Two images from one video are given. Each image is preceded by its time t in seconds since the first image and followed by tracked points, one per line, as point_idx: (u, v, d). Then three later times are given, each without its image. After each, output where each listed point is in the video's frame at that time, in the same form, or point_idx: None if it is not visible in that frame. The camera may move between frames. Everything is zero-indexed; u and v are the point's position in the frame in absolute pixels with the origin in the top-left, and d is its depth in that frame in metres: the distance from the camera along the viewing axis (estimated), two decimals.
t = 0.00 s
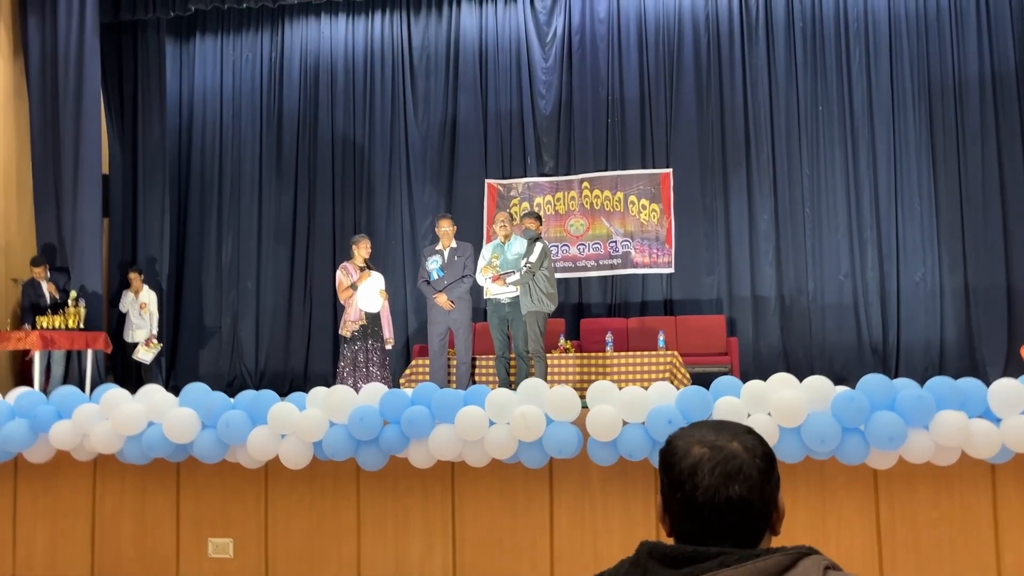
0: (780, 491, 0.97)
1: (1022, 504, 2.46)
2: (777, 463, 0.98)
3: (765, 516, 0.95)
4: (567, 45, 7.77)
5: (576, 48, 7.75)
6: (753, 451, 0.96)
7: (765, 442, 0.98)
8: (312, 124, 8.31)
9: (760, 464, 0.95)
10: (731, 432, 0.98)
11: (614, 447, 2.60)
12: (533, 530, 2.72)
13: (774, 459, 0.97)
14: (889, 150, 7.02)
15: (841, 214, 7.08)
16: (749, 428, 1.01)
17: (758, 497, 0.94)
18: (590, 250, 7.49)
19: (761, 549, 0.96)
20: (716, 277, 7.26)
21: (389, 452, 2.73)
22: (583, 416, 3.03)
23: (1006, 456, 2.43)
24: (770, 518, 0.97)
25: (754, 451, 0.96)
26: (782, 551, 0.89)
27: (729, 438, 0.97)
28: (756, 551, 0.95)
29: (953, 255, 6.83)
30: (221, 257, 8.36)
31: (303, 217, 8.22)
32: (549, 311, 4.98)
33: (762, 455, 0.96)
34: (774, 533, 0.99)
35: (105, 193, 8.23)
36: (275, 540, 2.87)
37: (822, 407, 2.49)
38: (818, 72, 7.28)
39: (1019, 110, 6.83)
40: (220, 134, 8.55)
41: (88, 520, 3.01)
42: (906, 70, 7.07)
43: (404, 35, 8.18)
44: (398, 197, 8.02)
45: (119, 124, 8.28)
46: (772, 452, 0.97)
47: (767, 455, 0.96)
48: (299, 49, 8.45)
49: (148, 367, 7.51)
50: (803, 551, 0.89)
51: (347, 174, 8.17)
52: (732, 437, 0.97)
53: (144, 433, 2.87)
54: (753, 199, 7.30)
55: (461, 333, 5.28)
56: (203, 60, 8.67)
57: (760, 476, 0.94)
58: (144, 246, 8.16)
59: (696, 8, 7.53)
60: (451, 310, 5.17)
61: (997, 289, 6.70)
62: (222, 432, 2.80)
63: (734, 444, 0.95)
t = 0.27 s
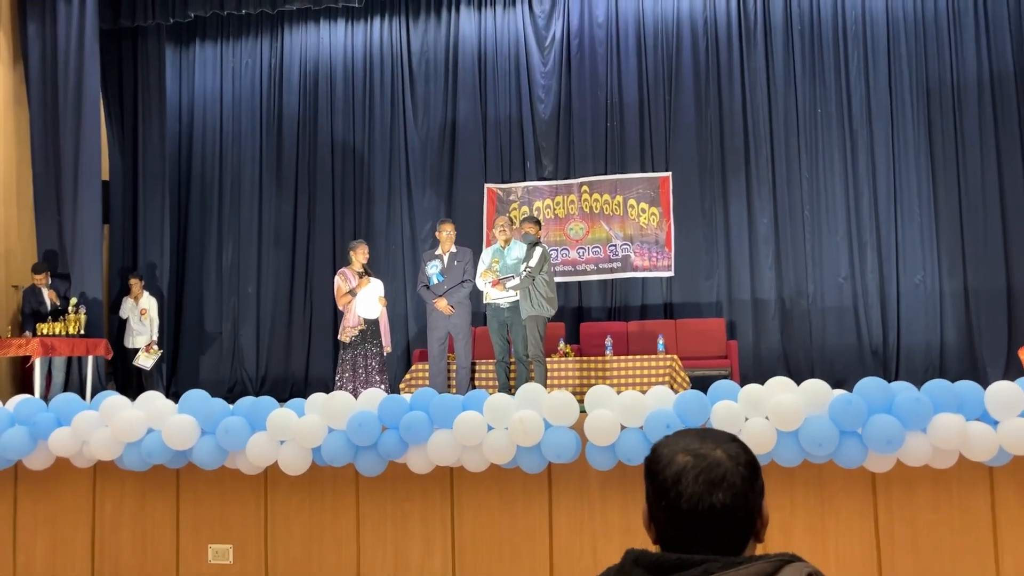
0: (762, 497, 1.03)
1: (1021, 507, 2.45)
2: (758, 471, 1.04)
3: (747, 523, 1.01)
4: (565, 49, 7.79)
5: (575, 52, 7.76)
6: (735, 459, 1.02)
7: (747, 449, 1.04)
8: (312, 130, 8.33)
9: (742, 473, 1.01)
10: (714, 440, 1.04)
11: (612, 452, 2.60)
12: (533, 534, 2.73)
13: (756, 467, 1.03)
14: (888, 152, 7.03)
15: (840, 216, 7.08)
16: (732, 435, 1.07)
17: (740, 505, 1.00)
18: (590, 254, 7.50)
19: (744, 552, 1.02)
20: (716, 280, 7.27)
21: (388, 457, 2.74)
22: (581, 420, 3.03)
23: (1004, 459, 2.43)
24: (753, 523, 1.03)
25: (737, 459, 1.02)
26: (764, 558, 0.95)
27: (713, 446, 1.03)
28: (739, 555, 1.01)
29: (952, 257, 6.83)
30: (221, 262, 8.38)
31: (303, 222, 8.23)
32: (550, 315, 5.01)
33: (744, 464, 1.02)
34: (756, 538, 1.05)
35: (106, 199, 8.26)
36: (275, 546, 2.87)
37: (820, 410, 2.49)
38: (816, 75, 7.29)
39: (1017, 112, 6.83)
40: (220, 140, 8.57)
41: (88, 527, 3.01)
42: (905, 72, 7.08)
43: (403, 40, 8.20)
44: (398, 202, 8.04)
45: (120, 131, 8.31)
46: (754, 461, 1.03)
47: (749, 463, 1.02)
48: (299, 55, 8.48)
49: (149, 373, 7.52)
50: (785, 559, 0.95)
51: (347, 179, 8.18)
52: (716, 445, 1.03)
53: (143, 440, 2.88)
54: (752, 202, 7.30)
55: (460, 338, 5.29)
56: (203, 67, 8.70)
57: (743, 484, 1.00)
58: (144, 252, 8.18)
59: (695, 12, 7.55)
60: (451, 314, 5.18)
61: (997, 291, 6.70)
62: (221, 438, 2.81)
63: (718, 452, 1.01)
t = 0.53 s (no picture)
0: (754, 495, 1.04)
1: (1018, 507, 2.45)
2: (750, 470, 1.04)
3: (740, 522, 1.02)
4: (562, 51, 7.80)
5: (571, 54, 7.78)
6: (727, 457, 1.02)
7: (738, 448, 1.04)
8: (309, 133, 8.33)
9: (734, 472, 1.01)
10: (706, 439, 1.05)
11: (609, 453, 2.60)
12: (531, 536, 2.72)
13: (747, 465, 1.04)
14: (884, 152, 7.04)
15: (838, 217, 7.09)
16: (724, 434, 1.07)
17: (731, 503, 1.00)
18: (588, 256, 7.50)
19: (737, 551, 1.03)
20: (714, 281, 7.27)
21: (385, 460, 2.74)
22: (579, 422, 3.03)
23: (1001, 458, 2.43)
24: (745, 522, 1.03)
25: (728, 458, 1.02)
26: (756, 557, 0.95)
27: (704, 445, 1.04)
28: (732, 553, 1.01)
29: (949, 257, 6.84)
30: (219, 266, 8.38)
31: (301, 225, 8.23)
32: (548, 317, 5.02)
33: (735, 462, 1.02)
34: (750, 538, 1.06)
35: (104, 203, 8.26)
36: (272, 549, 2.86)
37: (817, 411, 2.50)
38: (813, 76, 7.30)
39: (1014, 112, 6.84)
40: (217, 143, 8.57)
41: (86, 530, 3.00)
42: (901, 73, 7.09)
43: (400, 43, 8.21)
44: (396, 204, 8.04)
45: (117, 135, 8.31)
46: (746, 459, 1.03)
47: (740, 462, 1.03)
48: (296, 58, 8.48)
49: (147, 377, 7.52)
50: (777, 557, 0.95)
51: (345, 182, 8.19)
52: (706, 444, 1.04)
53: (140, 444, 2.88)
54: (750, 204, 7.31)
55: (458, 340, 5.28)
56: (200, 70, 8.70)
57: (734, 482, 1.01)
58: (142, 256, 8.17)
59: (691, 14, 7.57)
60: (449, 316, 5.18)
61: (994, 290, 6.71)
62: (219, 442, 2.81)
63: (708, 452, 1.02)
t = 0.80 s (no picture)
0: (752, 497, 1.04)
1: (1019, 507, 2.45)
2: (749, 472, 1.04)
3: (738, 524, 1.01)
4: (561, 53, 7.80)
5: (570, 55, 7.78)
6: (724, 458, 1.02)
7: (736, 449, 1.04)
8: (309, 136, 8.33)
9: (733, 473, 1.01)
10: (703, 441, 1.05)
11: (609, 454, 2.60)
12: (531, 538, 2.72)
13: (746, 467, 1.04)
14: (884, 152, 7.04)
15: (838, 217, 7.08)
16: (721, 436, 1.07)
17: (729, 505, 1.00)
18: (587, 257, 7.50)
19: (736, 553, 1.02)
20: (714, 282, 7.27)
21: (385, 462, 2.73)
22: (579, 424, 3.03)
23: (1001, 458, 2.43)
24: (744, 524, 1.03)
25: (726, 459, 1.02)
26: (755, 559, 0.95)
27: (701, 446, 1.03)
28: (730, 555, 1.01)
29: (949, 257, 6.84)
30: (219, 269, 8.37)
31: (301, 227, 8.23)
32: (547, 319, 5.02)
33: (734, 463, 1.02)
34: (748, 540, 1.05)
35: (103, 207, 8.26)
36: (272, 552, 2.86)
37: (817, 411, 2.49)
38: (812, 76, 7.30)
39: (1013, 112, 6.84)
40: (217, 146, 8.57)
41: (85, 533, 3.00)
42: (900, 73, 7.09)
43: (399, 45, 8.21)
44: (396, 207, 8.04)
45: (116, 138, 8.32)
46: (743, 461, 1.03)
47: (739, 464, 1.02)
48: (295, 61, 8.48)
49: (147, 380, 7.52)
50: (776, 559, 0.95)
51: (344, 185, 8.19)
52: (704, 446, 1.03)
53: (140, 447, 2.87)
54: (749, 204, 7.31)
55: (458, 342, 5.28)
56: (199, 73, 8.70)
57: (732, 484, 1.01)
58: (141, 259, 8.17)
59: (690, 15, 7.57)
60: (449, 318, 5.17)
61: (994, 290, 6.70)
62: (218, 444, 2.80)
63: (706, 453, 1.02)
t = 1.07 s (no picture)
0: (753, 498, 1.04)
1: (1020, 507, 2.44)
2: (749, 473, 1.03)
3: (738, 525, 1.01)
4: (560, 54, 7.80)
5: (570, 57, 7.78)
6: (725, 460, 1.02)
7: (736, 450, 1.04)
8: (308, 138, 8.33)
9: (734, 475, 1.01)
10: (703, 442, 1.05)
11: (609, 456, 2.59)
12: (532, 539, 2.71)
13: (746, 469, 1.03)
14: (883, 153, 7.04)
15: (838, 217, 7.08)
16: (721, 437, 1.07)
17: (730, 506, 1.00)
18: (587, 258, 7.50)
19: (736, 555, 1.02)
20: (714, 283, 7.27)
21: (385, 465, 2.73)
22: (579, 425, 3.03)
23: (1002, 458, 2.42)
24: (745, 525, 1.03)
25: (726, 460, 1.02)
26: (755, 560, 0.95)
27: (702, 448, 1.03)
28: (731, 557, 1.01)
29: (949, 257, 6.83)
30: (219, 271, 8.37)
31: (301, 230, 8.23)
32: (548, 321, 5.01)
33: (735, 465, 1.02)
34: (748, 541, 1.05)
35: (103, 209, 8.26)
36: (272, 554, 2.85)
37: (817, 412, 2.49)
38: (811, 76, 7.30)
39: (1012, 112, 6.85)
40: (216, 149, 8.57)
41: (86, 536, 3.00)
42: (899, 73, 7.09)
43: (399, 47, 8.21)
44: (395, 209, 8.04)
45: (116, 141, 8.32)
46: (744, 462, 1.03)
47: (740, 465, 1.02)
48: (294, 63, 8.49)
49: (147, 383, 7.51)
50: (777, 561, 0.95)
51: (344, 187, 8.19)
52: (704, 447, 1.03)
53: (140, 450, 2.87)
54: (749, 205, 7.31)
55: (458, 343, 5.28)
56: (198, 76, 8.71)
57: (733, 485, 1.00)
58: (141, 261, 8.17)
59: (689, 16, 7.57)
60: (449, 320, 5.17)
61: (994, 290, 6.70)
62: (218, 447, 2.80)
63: (707, 454, 1.01)
